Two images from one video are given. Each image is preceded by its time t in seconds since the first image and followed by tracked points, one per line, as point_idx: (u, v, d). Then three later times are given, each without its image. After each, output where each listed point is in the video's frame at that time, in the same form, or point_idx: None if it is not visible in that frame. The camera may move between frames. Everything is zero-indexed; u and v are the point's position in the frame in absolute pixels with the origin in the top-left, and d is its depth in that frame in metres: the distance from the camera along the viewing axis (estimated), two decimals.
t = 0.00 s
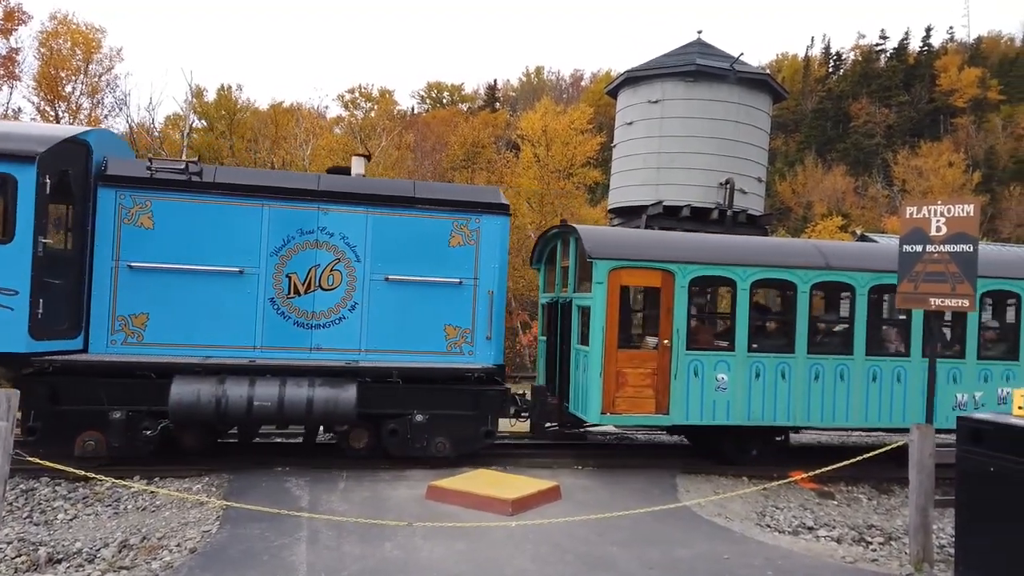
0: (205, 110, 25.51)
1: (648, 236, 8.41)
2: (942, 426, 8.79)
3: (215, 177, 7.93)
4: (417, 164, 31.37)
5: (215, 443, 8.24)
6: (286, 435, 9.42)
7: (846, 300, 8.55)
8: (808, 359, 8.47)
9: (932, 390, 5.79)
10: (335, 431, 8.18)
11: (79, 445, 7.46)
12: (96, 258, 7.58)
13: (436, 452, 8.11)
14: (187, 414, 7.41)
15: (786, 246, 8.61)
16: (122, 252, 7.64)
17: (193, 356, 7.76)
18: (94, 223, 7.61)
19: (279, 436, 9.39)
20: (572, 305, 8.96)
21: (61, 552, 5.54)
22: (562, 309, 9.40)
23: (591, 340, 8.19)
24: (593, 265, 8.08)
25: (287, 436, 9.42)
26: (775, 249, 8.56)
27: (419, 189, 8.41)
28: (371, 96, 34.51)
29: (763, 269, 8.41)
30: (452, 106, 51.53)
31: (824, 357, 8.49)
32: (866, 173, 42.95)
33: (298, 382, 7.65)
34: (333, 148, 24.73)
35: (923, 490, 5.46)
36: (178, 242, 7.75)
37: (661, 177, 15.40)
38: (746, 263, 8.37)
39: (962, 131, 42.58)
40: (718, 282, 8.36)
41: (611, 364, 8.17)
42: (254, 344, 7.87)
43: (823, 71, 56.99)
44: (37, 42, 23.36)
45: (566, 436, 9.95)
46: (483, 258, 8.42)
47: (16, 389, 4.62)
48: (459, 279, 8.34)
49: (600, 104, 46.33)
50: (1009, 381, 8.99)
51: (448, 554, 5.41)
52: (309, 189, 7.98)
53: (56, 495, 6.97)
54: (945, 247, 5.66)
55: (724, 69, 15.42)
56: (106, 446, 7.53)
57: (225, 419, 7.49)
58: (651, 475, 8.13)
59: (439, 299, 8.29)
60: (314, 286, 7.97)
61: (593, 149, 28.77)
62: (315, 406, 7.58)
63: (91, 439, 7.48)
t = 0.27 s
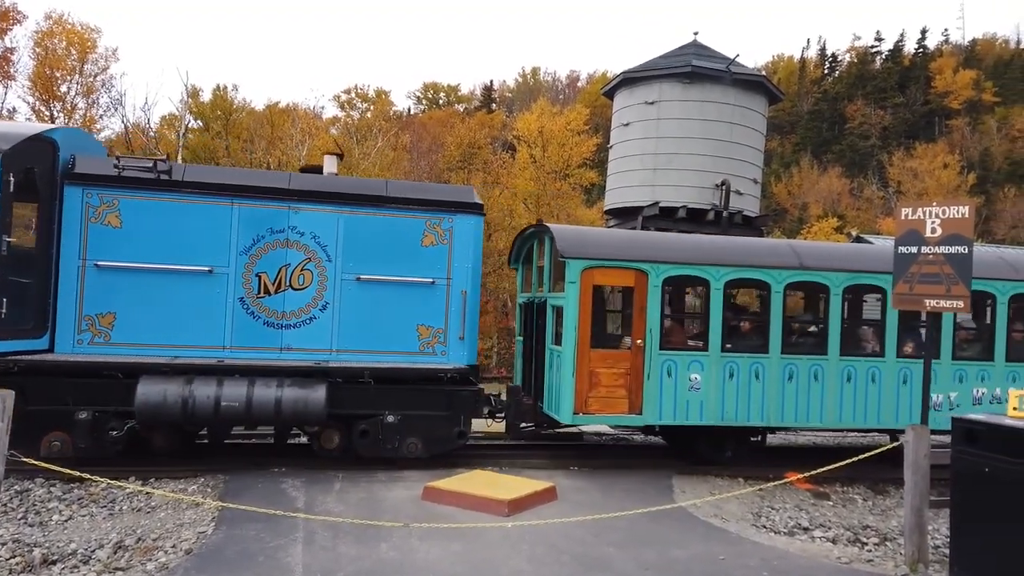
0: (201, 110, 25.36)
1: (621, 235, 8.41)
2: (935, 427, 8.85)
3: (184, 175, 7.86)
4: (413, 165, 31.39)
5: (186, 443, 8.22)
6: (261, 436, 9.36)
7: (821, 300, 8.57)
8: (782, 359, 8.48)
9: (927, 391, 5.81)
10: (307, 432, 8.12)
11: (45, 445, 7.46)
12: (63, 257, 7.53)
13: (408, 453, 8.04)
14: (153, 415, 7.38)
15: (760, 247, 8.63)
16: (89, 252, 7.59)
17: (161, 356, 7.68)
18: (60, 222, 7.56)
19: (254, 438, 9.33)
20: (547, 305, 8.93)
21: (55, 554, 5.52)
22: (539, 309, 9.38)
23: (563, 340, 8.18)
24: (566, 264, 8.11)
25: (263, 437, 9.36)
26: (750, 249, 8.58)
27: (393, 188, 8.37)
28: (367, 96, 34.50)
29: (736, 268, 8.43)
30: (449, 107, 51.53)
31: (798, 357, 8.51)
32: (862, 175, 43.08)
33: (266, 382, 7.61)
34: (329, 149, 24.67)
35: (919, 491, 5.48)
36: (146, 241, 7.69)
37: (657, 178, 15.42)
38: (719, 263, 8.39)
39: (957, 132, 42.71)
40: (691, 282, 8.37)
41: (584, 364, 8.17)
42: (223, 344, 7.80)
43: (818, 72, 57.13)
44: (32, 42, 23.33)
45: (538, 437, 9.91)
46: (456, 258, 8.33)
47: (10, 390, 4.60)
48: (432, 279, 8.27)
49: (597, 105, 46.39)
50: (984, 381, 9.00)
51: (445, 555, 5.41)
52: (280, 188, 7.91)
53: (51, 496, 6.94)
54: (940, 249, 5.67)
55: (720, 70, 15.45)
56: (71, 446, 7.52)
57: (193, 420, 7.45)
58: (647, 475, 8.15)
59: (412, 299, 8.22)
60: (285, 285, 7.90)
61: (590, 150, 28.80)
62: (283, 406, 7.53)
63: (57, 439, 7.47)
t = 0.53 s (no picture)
0: (199, 110, 25.27)
1: (595, 234, 8.39)
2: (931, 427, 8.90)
3: (154, 173, 7.79)
4: (411, 165, 31.39)
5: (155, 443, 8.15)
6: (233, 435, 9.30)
7: (798, 300, 8.59)
8: (757, 359, 8.49)
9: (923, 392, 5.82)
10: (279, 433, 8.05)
11: (12, 445, 7.41)
12: (30, 256, 7.45)
13: (381, 453, 8.00)
14: (119, 415, 7.29)
15: (735, 247, 8.65)
16: (56, 251, 7.51)
17: (129, 356, 7.60)
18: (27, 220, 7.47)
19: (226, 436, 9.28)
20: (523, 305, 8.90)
21: (51, 555, 5.51)
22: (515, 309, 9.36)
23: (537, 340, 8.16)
24: (540, 263, 8.11)
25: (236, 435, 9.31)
26: (726, 250, 8.60)
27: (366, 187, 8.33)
28: (365, 97, 34.50)
29: (711, 268, 8.45)
30: (446, 108, 51.51)
31: (773, 357, 8.52)
32: (859, 176, 43.16)
33: (236, 382, 7.56)
34: (327, 149, 24.61)
35: (916, 491, 5.48)
36: (114, 239, 7.62)
37: (654, 179, 15.43)
38: (694, 263, 8.40)
39: (954, 134, 42.78)
40: (666, 282, 8.39)
41: (558, 364, 8.15)
42: (193, 344, 7.72)
43: (815, 74, 57.23)
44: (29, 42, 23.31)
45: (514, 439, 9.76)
46: (430, 257, 8.30)
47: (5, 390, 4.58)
48: (406, 278, 8.23)
49: (595, 106, 46.42)
50: (961, 381, 9.01)
51: (442, 556, 5.40)
52: (251, 186, 7.86)
53: (48, 497, 6.92)
54: (937, 250, 5.69)
55: (718, 72, 15.47)
56: (38, 447, 7.47)
57: (160, 420, 7.36)
58: (644, 477, 8.15)
59: (385, 298, 8.17)
60: (256, 284, 7.84)
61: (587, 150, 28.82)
62: (253, 406, 7.47)
63: (24, 439, 7.42)
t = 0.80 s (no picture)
0: (197, 110, 25.24)
1: (570, 233, 8.37)
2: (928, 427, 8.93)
3: (124, 171, 7.73)
4: (409, 166, 31.38)
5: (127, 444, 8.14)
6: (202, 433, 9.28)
7: (774, 299, 8.61)
8: (733, 359, 8.50)
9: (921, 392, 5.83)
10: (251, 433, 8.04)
11: None
12: None
13: (354, 454, 7.99)
14: (86, 415, 7.27)
15: (712, 245, 8.64)
16: (24, 250, 7.45)
17: (99, 356, 7.54)
18: None
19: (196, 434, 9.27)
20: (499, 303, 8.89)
21: (48, 556, 5.50)
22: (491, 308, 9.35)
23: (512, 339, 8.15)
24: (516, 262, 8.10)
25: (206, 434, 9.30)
26: (703, 248, 8.59)
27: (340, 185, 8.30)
28: (363, 97, 34.48)
29: (687, 267, 8.43)
30: (445, 108, 51.48)
31: (749, 356, 8.53)
32: (857, 176, 43.21)
33: (205, 382, 7.54)
34: (324, 150, 24.42)
35: (914, 491, 5.48)
36: (84, 238, 7.56)
37: (653, 179, 15.44)
38: (671, 262, 8.39)
39: (952, 134, 42.81)
40: (641, 281, 8.38)
41: (532, 364, 8.12)
42: (164, 344, 7.68)
43: (814, 74, 57.25)
44: (27, 42, 23.29)
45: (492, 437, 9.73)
46: (404, 255, 8.28)
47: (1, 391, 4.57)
48: (380, 277, 8.20)
49: (593, 106, 46.42)
50: (939, 381, 9.00)
51: (440, 556, 5.40)
52: (222, 184, 7.81)
53: (45, 497, 6.91)
54: (935, 250, 5.69)
55: (716, 72, 15.49)
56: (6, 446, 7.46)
57: (128, 421, 7.34)
58: (642, 477, 8.14)
59: (359, 298, 8.14)
60: (227, 284, 7.80)
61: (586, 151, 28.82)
62: (223, 406, 7.46)
63: None
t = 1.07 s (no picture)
0: (197, 110, 25.25)
1: (545, 231, 8.35)
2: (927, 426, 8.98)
3: (95, 168, 7.73)
4: (409, 166, 31.36)
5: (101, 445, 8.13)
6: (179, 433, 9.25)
7: (751, 297, 8.60)
8: (712, 358, 8.49)
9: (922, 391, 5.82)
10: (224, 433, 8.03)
11: None
12: None
13: (328, 453, 7.96)
14: (55, 414, 7.27)
15: (690, 243, 8.61)
16: None
17: (69, 355, 7.53)
18: None
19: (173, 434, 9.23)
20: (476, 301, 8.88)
21: (48, 556, 5.49)
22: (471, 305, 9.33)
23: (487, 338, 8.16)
24: (493, 260, 8.11)
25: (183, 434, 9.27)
26: (681, 246, 8.56)
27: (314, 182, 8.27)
28: (363, 97, 34.46)
29: (664, 265, 8.41)
30: (445, 108, 51.44)
31: (728, 355, 8.51)
32: (857, 176, 43.19)
33: (176, 382, 7.54)
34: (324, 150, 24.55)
35: (914, 491, 5.48)
36: (53, 236, 7.55)
37: (653, 179, 15.43)
38: (648, 260, 8.37)
39: (952, 134, 42.77)
40: (617, 279, 8.36)
41: (507, 363, 8.14)
42: (135, 343, 7.66)
43: (814, 74, 57.21)
44: (27, 42, 23.29)
45: (481, 435, 9.76)
46: (379, 253, 8.24)
47: None
48: (355, 276, 8.17)
49: (593, 106, 46.39)
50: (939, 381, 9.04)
51: (440, 556, 5.39)
52: (193, 182, 7.79)
53: (45, 497, 6.91)
54: (936, 249, 5.68)
55: (716, 72, 15.49)
56: None
57: (97, 420, 7.34)
58: (643, 477, 8.14)
59: (334, 296, 8.11)
60: (200, 282, 7.79)
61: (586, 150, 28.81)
62: (194, 406, 7.45)
63: None
